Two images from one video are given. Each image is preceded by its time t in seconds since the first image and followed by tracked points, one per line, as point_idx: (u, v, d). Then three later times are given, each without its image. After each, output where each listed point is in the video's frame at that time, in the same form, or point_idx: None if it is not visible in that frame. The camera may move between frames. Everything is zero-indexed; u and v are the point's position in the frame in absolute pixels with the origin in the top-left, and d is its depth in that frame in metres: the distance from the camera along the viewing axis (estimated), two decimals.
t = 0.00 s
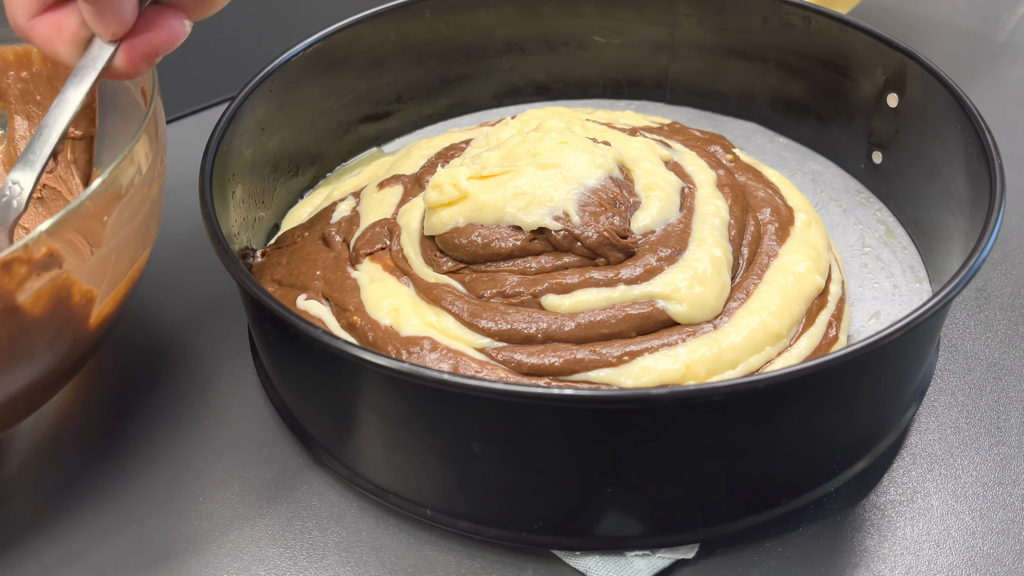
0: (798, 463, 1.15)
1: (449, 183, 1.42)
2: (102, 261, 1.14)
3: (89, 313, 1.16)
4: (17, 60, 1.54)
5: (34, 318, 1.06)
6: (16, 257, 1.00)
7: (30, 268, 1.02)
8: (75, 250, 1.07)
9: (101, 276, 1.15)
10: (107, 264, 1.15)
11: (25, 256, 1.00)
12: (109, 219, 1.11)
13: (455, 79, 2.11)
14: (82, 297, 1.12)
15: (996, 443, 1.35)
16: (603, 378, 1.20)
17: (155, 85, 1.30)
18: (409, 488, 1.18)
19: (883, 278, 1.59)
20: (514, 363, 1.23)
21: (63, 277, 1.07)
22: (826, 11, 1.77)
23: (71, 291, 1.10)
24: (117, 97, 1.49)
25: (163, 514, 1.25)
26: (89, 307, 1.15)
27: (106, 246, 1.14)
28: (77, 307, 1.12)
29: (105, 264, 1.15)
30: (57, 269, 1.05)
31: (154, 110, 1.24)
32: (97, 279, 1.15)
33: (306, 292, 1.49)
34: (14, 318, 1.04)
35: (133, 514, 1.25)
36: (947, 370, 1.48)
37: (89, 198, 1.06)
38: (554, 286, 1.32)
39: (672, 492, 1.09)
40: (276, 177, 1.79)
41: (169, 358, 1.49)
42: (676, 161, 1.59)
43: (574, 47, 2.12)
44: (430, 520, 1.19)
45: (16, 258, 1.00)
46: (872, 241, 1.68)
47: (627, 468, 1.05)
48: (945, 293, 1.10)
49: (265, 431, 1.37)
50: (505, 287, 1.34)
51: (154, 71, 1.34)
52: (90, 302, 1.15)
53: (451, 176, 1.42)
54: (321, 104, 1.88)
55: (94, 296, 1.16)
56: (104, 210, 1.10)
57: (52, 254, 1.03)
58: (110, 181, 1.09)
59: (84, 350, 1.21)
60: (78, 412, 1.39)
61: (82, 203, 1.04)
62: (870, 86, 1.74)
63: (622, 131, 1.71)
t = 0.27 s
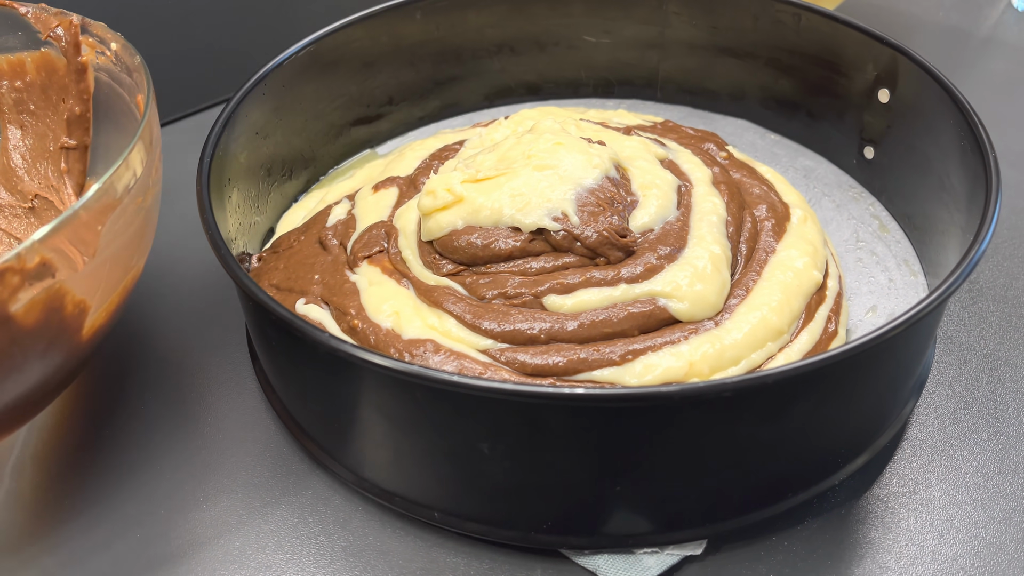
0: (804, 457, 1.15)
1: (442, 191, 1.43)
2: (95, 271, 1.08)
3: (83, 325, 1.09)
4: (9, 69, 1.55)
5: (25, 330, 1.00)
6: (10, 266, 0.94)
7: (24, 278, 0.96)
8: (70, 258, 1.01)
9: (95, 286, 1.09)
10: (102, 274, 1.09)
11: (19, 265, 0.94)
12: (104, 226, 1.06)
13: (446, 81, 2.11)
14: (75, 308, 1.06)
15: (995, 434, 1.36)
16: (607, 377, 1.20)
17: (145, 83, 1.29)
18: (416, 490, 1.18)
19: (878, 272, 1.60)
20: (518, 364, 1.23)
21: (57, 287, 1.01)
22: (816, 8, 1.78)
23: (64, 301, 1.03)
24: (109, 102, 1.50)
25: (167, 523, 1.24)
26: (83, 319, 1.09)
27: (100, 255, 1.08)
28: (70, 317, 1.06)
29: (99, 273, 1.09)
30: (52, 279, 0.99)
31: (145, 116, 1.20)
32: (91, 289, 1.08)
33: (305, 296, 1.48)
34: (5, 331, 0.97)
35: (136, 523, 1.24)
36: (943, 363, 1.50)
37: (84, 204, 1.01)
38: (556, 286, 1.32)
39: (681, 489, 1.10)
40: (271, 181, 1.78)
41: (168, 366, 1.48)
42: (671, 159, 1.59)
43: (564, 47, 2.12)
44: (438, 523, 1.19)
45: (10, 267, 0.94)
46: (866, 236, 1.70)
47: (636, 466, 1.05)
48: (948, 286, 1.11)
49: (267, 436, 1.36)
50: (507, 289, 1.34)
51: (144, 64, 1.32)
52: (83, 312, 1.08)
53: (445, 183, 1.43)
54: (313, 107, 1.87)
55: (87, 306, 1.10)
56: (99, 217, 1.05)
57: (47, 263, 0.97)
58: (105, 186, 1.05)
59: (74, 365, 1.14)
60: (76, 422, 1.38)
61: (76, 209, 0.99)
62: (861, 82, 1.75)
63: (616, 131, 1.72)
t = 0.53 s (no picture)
0: (808, 452, 1.16)
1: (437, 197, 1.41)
2: (96, 278, 1.06)
3: (85, 333, 1.08)
4: None
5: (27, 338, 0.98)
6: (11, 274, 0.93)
7: (25, 286, 0.95)
8: (71, 266, 1.00)
9: (97, 294, 1.07)
10: (103, 282, 1.08)
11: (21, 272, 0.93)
12: (104, 233, 1.05)
13: (437, 82, 2.10)
14: (76, 316, 1.05)
15: (993, 424, 1.38)
16: (611, 376, 1.20)
17: (140, 87, 1.28)
18: (422, 492, 1.18)
19: (873, 265, 1.62)
20: (521, 364, 1.22)
21: (59, 295, 1.00)
22: (806, 5, 1.80)
23: (66, 309, 1.02)
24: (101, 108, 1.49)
25: (171, 530, 1.23)
26: (84, 327, 1.07)
27: (101, 263, 1.07)
28: (72, 325, 1.04)
29: (100, 280, 1.08)
30: (54, 286, 0.98)
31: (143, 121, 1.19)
32: (93, 297, 1.07)
33: (304, 300, 1.48)
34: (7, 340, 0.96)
35: (140, 532, 1.23)
36: (940, 354, 1.51)
37: (85, 211, 0.99)
38: (558, 286, 1.32)
39: (689, 485, 1.10)
40: (265, 185, 1.77)
41: (166, 373, 1.47)
42: (665, 159, 1.59)
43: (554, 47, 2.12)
44: (445, 525, 1.18)
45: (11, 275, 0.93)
46: (860, 230, 1.71)
47: (644, 463, 1.06)
48: (948, 280, 1.12)
49: (269, 441, 1.35)
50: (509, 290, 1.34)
51: (138, 70, 1.30)
52: (85, 320, 1.07)
53: (439, 189, 1.42)
54: (306, 110, 1.86)
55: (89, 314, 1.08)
56: (99, 223, 1.04)
57: (48, 271, 0.96)
58: (105, 193, 1.04)
59: (75, 373, 1.13)
60: (74, 431, 1.37)
61: (77, 216, 0.98)
62: (852, 77, 1.77)
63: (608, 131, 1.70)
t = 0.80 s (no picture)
0: (813, 446, 1.17)
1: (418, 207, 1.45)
2: (98, 286, 1.05)
3: (86, 341, 1.07)
4: None
5: (29, 348, 0.97)
6: (13, 283, 0.91)
7: (27, 295, 0.93)
8: (73, 274, 0.98)
9: (98, 302, 1.06)
10: (104, 289, 1.07)
11: (23, 281, 0.92)
12: (105, 240, 1.04)
13: (429, 83, 2.10)
14: (78, 324, 1.03)
15: (991, 415, 1.39)
16: (617, 376, 1.20)
17: (136, 91, 1.27)
18: (429, 495, 1.17)
19: (869, 260, 1.63)
20: (526, 366, 1.22)
21: (62, 303, 0.99)
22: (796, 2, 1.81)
23: (68, 318, 1.01)
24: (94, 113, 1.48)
25: (175, 538, 1.22)
26: (86, 335, 1.06)
27: (102, 270, 1.05)
28: (73, 334, 1.03)
29: (101, 287, 1.06)
30: (56, 295, 0.97)
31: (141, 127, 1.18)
32: (94, 305, 1.06)
33: (302, 304, 1.47)
34: (9, 350, 0.95)
35: (143, 540, 1.22)
36: (938, 347, 1.52)
37: (86, 218, 0.98)
38: (560, 287, 1.31)
39: (696, 482, 1.11)
40: (260, 189, 1.76)
41: (165, 380, 1.45)
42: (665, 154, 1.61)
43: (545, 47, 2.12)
44: (453, 526, 1.18)
45: (13, 284, 0.91)
46: (854, 225, 1.72)
47: (652, 460, 1.06)
48: (952, 269, 1.12)
49: (272, 446, 1.34)
50: (510, 292, 1.33)
51: (132, 74, 1.29)
52: (86, 328, 1.06)
53: (423, 198, 1.46)
54: (299, 113, 1.85)
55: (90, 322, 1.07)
56: (100, 230, 1.02)
57: (51, 279, 0.95)
58: (106, 199, 1.02)
59: (77, 381, 1.12)
60: (72, 440, 1.35)
61: (79, 224, 0.96)
62: (843, 74, 1.78)
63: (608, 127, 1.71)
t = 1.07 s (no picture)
0: (819, 440, 1.17)
1: (410, 212, 1.45)
2: (99, 293, 1.04)
3: (88, 349, 1.05)
4: None
5: (32, 358, 0.96)
6: (16, 292, 0.90)
7: (31, 303, 0.92)
8: (76, 282, 0.97)
9: (100, 309, 1.05)
10: (105, 297, 1.06)
11: (27, 289, 0.91)
12: (107, 246, 1.02)
13: (421, 84, 2.09)
14: (81, 332, 1.02)
15: (990, 405, 1.41)
16: (622, 375, 1.21)
17: (132, 96, 1.26)
18: (436, 497, 1.17)
19: (865, 254, 1.64)
20: (531, 367, 1.22)
21: (64, 311, 0.97)
22: None
23: (71, 326, 1.00)
24: (87, 118, 1.46)
25: (180, 546, 1.21)
26: (88, 343, 1.05)
27: (103, 277, 1.04)
28: (76, 342, 1.02)
29: (103, 295, 1.05)
30: (59, 302, 0.96)
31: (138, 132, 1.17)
32: (96, 312, 1.04)
33: (301, 308, 1.45)
34: (12, 359, 0.94)
35: (148, 549, 1.21)
36: (935, 339, 1.54)
37: (88, 225, 0.97)
38: (562, 288, 1.31)
39: (705, 478, 1.11)
40: (255, 193, 1.75)
41: (164, 387, 1.44)
42: (664, 151, 1.64)
43: (537, 46, 2.12)
44: (461, 528, 1.18)
45: (16, 293, 0.90)
46: (849, 220, 1.73)
47: (661, 458, 1.06)
48: (956, 259, 1.13)
49: (275, 452, 1.33)
50: (512, 293, 1.32)
51: (127, 78, 1.28)
52: (88, 336, 1.04)
53: (413, 203, 1.47)
54: (293, 115, 1.84)
55: (92, 329, 1.06)
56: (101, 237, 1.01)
57: (53, 287, 0.94)
58: (107, 205, 1.01)
59: (79, 390, 1.10)
60: (73, 449, 1.34)
61: (81, 231, 0.95)
62: (835, 69, 1.79)
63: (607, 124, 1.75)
